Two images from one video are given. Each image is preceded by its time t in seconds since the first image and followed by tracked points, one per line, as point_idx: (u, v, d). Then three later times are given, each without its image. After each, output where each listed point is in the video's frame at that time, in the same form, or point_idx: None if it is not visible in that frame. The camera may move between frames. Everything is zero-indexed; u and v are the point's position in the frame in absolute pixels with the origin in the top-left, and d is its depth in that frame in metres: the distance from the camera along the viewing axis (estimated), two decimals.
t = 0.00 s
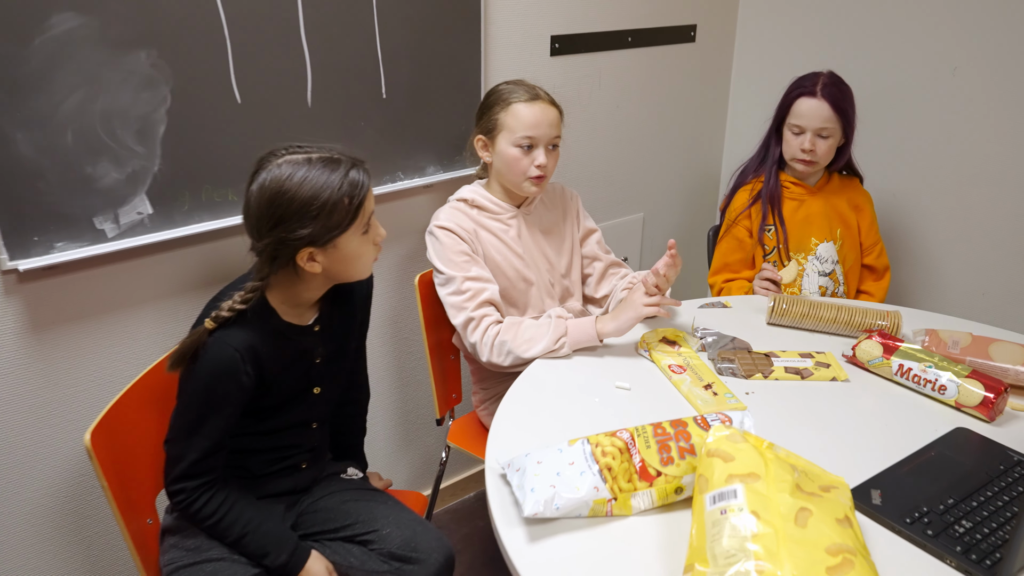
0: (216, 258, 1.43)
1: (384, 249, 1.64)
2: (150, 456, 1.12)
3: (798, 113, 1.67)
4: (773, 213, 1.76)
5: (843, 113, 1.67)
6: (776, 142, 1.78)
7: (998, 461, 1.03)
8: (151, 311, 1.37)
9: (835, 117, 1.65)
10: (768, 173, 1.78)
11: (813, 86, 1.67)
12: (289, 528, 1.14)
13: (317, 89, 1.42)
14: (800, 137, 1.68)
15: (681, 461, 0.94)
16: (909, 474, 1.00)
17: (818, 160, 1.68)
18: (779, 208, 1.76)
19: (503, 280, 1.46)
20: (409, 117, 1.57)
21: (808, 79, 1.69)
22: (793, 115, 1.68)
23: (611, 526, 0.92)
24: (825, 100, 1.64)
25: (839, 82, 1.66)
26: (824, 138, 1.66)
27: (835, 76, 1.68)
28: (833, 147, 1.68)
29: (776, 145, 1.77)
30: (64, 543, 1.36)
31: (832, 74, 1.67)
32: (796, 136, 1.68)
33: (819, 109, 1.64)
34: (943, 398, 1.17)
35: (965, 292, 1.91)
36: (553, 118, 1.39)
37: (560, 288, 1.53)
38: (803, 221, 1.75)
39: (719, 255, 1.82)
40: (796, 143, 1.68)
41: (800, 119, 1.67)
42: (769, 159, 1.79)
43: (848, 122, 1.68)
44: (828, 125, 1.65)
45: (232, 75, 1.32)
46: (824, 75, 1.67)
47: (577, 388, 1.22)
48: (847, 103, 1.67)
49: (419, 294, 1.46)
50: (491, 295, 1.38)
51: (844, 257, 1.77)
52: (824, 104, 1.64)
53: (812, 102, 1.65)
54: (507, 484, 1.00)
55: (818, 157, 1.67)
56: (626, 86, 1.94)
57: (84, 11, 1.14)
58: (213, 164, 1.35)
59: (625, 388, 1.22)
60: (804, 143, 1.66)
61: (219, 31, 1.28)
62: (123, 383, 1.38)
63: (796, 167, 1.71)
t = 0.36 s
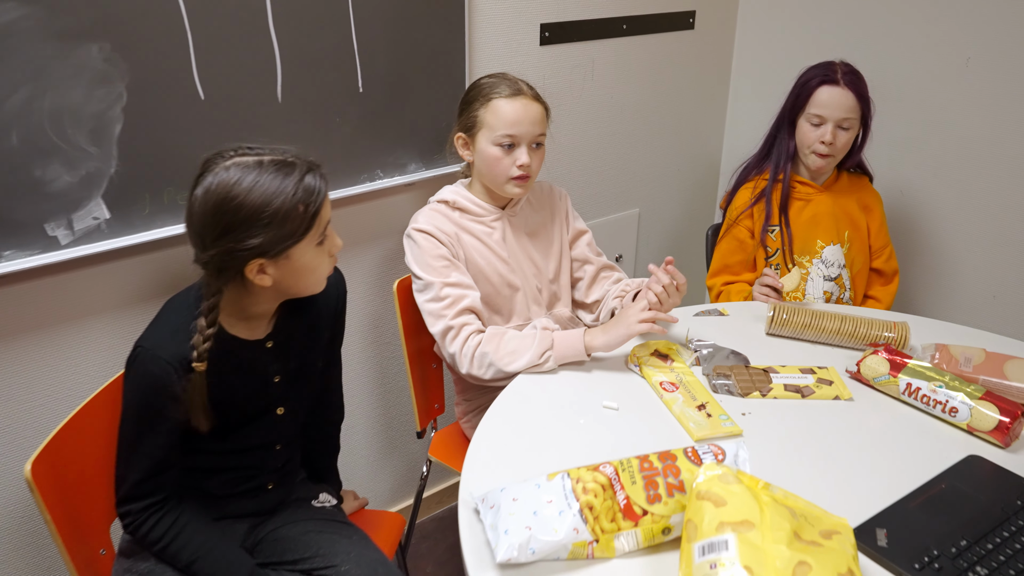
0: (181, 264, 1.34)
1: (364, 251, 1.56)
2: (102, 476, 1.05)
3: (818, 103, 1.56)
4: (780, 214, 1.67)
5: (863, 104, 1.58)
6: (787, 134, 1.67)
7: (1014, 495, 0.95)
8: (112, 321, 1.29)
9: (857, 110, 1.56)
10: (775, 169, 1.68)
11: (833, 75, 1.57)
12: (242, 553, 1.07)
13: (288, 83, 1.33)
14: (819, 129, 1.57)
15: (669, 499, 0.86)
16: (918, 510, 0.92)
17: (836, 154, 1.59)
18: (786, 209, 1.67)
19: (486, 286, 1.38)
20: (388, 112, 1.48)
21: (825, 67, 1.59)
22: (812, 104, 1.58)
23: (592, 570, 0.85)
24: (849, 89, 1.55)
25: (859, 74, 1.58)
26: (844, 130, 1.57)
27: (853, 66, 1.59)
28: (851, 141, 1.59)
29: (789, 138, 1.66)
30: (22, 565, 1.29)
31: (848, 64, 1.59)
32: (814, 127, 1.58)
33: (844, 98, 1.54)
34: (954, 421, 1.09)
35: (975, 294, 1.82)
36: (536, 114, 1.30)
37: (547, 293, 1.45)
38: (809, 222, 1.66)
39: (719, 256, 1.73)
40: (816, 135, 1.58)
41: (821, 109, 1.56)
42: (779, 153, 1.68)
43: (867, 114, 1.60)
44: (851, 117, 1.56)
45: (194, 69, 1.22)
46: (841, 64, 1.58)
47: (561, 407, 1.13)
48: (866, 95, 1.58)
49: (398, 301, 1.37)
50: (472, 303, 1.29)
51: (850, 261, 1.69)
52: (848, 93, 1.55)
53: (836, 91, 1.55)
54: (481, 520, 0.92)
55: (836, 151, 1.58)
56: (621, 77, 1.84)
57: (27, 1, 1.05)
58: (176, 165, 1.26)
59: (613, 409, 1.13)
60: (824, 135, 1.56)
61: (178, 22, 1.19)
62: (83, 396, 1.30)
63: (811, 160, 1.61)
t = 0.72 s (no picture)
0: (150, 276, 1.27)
1: (347, 261, 1.49)
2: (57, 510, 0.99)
3: (826, 102, 1.48)
4: (787, 213, 1.59)
5: (877, 99, 1.48)
6: (797, 135, 1.58)
7: None
8: (76, 337, 1.22)
9: (869, 107, 1.46)
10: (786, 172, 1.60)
11: (842, 72, 1.48)
12: None
13: (262, 84, 1.25)
14: (828, 129, 1.49)
15: (664, 545, 0.79)
16: (935, 553, 0.84)
17: (848, 155, 1.49)
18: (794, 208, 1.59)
19: (474, 299, 1.30)
20: (371, 114, 1.40)
21: (836, 65, 1.50)
22: (820, 103, 1.49)
23: None
24: (859, 88, 1.45)
25: (871, 70, 1.48)
26: (856, 130, 1.48)
27: (865, 62, 1.49)
28: (865, 141, 1.49)
29: (799, 140, 1.58)
30: None
31: (859, 59, 1.49)
32: (823, 127, 1.49)
33: (853, 97, 1.45)
34: (971, 450, 1.01)
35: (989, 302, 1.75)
36: (516, 118, 1.24)
37: (539, 307, 1.38)
38: (818, 221, 1.58)
39: (722, 249, 1.67)
40: (824, 136, 1.49)
41: (828, 109, 1.48)
42: (790, 155, 1.60)
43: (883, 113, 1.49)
44: (863, 115, 1.46)
45: (159, 69, 1.15)
46: (852, 61, 1.49)
47: (548, 433, 1.06)
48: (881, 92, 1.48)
49: (380, 314, 1.30)
50: (458, 319, 1.22)
51: (868, 266, 1.58)
52: (858, 91, 1.45)
53: (844, 90, 1.46)
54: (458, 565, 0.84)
55: (848, 153, 1.49)
56: (617, 75, 1.76)
57: None
58: (141, 171, 1.19)
59: (604, 435, 1.05)
60: (833, 136, 1.47)
61: (141, 19, 1.11)
62: (45, 416, 1.23)
63: (822, 163, 1.52)
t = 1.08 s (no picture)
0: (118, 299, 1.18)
1: (333, 279, 1.40)
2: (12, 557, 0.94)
3: (851, 109, 1.40)
4: (811, 225, 1.51)
5: (908, 106, 1.39)
6: (824, 145, 1.50)
7: None
8: (37, 366, 1.13)
9: (898, 113, 1.38)
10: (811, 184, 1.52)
11: (869, 78, 1.39)
12: None
13: (239, 94, 1.17)
14: (854, 137, 1.40)
15: None
16: None
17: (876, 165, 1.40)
18: (819, 221, 1.51)
19: (465, 323, 1.22)
20: (357, 125, 1.32)
21: (862, 71, 1.42)
22: (845, 111, 1.41)
23: None
24: (885, 92, 1.37)
25: (899, 74, 1.40)
26: (885, 137, 1.39)
27: (894, 67, 1.41)
28: (895, 149, 1.40)
29: (825, 152, 1.50)
30: None
31: (890, 65, 1.40)
32: (850, 136, 1.41)
33: (880, 103, 1.37)
34: (1004, 495, 0.93)
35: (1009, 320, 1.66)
36: (506, 127, 1.15)
37: (535, 329, 1.29)
38: (845, 235, 1.48)
39: (748, 263, 1.59)
40: (850, 144, 1.41)
41: (853, 115, 1.40)
42: (815, 167, 1.52)
43: (915, 119, 1.41)
44: (892, 121, 1.38)
45: (126, 80, 1.06)
46: (881, 66, 1.41)
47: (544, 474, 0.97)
48: (911, 95, 1.40)
49: (366, 337, 1.22)
50: (448, 346, 1.13)
51: (901, 285, 1.46)
52: (885, 97, 1.37)
53: (870, 96, 1.38)
54: None
55: (877, 161, 1.39)
56: (619, 81, 1.68)
57: None
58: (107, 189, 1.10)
59: (604, 477, 0.97)
60: (859, 144, 1.39)
61: (105, 25, 1.02)
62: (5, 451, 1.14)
63: (849, 172, 1.43)
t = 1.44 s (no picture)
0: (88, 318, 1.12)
1: (318, 295, 1.33)
2: None
3: (875, 119, 1.33)
4: (832, 238, 1.44)
5: (938, 120, 1.31)
6: (850, 155, 1.44)
7: None
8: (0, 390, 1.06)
9: (924, 124, 1.30)
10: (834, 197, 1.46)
11: (896, 86, 1.32)
12: None
13: (215, 101, 1.10)
14: (877, 148, 1.34)
15: None
16: None
17: (902, 178, 1.33)
18: (842, 234, 1.44)
19: (457, 343, 1.15)
20: (343, 133, 1.25)
21: (891, 78, 1.35)
22: (869, 120, 1.34)
23: None
24: (911, 102, 1.30)
25: (930, 81, 1.32)
26: (909, 148, 1.32)
27: (926, 74, 1.33)
28: (923, 162, 1.32)
29: (850, 162, 1.44)
30: None
31: (922, 72, 1.33)
32: (873, 146, 1.34)
33: (904, 112, 1.30)
34: None
35: None
36: (511, 138, 1.10)
37: (532, 349, 1.22)
38: (867, 251, 1.41)
39: (772, 278, 1.55)
40: (872, 155, 1.34)
41: (876, 125, 1.33)
42: (839, 178, 1.46)
43: (944, 133, 1.32)
44: (917, 131, 1.30)
45: (92, 86, 0.99)
46: (911, 74, 1.33)
47: (539, 512, 0.90)
48: (943, 106, 1.32)
49: (351, 358, 1.15)
50: (438, 370, 1.06)
51: (924, 308, 1.37)
52: (910, 106, 1.30)
53: (895, 105, 1.31)
54: None
55: (901, 173, 1.32)
56: (619, 85, 1.61)
57: None
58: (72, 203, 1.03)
59: (603, 515, 0.90)
60: (881, 155, 1.32)
61: (68, 28, 0.96)
62: None
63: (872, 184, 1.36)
